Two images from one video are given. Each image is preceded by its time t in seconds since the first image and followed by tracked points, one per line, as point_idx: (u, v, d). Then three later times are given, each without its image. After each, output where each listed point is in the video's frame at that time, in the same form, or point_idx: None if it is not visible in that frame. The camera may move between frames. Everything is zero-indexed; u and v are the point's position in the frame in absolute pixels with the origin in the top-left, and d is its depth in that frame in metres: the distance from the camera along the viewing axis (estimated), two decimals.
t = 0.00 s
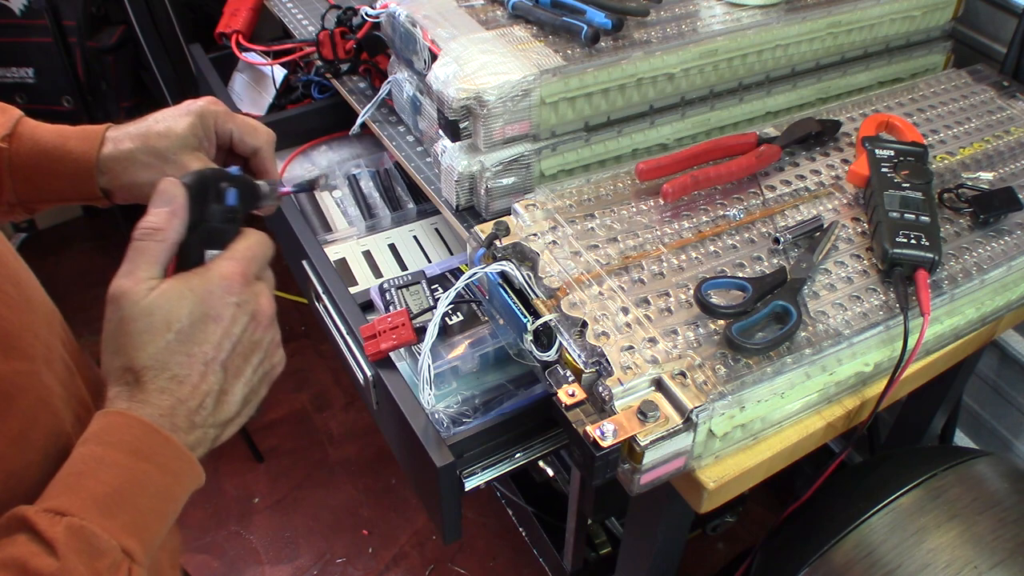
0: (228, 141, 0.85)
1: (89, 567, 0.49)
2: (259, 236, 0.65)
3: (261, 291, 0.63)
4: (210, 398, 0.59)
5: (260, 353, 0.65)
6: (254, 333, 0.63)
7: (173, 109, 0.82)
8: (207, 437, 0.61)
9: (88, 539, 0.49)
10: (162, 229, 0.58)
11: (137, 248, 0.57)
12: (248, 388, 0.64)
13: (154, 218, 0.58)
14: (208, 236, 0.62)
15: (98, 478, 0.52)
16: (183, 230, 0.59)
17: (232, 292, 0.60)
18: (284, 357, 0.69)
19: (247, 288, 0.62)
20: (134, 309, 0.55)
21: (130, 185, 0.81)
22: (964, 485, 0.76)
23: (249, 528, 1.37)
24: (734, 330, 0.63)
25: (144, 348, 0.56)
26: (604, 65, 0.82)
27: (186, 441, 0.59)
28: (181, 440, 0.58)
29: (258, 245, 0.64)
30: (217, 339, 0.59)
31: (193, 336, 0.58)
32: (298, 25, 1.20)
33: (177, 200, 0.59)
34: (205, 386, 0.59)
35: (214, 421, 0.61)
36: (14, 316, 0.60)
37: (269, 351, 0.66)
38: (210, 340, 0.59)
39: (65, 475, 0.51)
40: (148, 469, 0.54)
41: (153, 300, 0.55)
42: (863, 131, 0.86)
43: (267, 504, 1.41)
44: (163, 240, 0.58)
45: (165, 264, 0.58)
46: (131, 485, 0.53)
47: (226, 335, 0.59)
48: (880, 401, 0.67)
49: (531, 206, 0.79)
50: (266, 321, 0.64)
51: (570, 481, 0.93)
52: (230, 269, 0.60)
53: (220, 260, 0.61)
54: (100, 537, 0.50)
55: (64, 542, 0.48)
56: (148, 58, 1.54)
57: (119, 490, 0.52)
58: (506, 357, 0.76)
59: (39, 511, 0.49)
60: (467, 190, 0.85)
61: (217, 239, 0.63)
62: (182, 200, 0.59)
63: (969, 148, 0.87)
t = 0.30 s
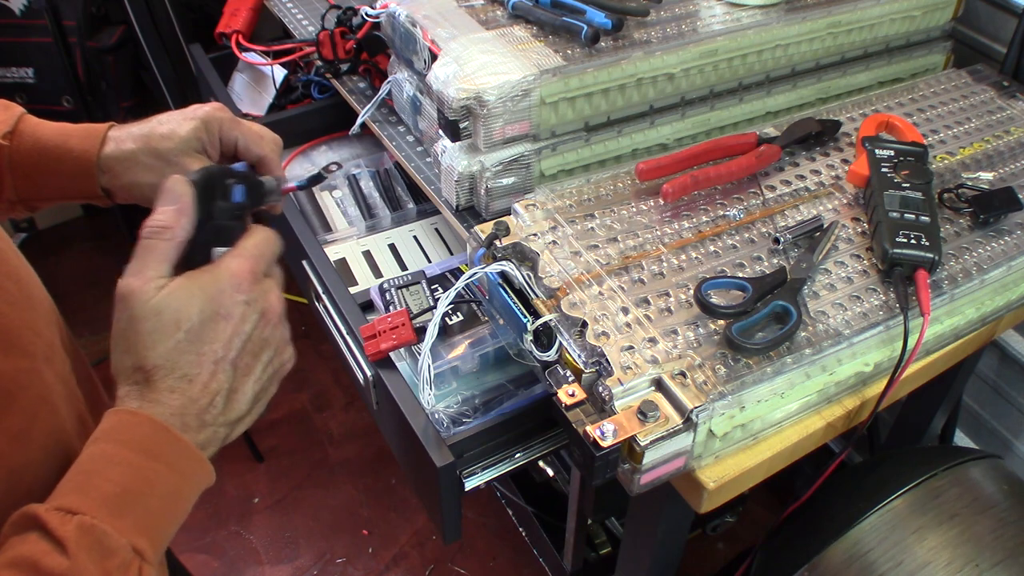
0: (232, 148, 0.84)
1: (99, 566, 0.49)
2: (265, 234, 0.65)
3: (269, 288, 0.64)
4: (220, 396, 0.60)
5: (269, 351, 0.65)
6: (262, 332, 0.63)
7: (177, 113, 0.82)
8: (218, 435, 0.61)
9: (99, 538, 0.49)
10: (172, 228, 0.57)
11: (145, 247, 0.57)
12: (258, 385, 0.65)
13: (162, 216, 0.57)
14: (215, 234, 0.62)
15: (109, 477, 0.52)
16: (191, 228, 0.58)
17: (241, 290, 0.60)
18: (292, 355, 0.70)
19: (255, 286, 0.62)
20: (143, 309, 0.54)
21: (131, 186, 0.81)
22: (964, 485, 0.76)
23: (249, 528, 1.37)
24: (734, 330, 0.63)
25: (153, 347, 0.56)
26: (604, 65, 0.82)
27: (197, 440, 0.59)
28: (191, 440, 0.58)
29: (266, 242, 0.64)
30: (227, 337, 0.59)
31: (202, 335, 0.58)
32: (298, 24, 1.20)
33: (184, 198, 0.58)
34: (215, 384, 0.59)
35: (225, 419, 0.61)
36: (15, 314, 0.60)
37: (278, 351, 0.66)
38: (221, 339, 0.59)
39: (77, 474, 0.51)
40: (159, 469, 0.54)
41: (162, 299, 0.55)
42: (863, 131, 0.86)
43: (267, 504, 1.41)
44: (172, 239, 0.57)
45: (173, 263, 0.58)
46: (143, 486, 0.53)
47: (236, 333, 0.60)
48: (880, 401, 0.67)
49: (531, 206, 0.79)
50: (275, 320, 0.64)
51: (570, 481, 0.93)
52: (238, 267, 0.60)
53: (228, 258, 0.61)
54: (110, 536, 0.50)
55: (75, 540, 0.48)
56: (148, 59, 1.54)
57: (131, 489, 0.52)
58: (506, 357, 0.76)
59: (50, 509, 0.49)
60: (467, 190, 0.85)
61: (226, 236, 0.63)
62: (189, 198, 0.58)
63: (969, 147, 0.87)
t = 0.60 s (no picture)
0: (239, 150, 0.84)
1: (141, 545, 0.48)
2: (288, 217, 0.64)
3: (297, 267, 0.63)
4: (256, 372, 0.58)
5: (298, 329, 0.64)
6: (290, 307, 0.62)
7: (183, 115, 0.82)
8: (253, 414, 0.60)
9: (139, 516, 0.48)
10: (201, 207, 0.57)
11: (177, 226, 0.57)
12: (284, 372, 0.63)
13: (192, 197, 0.57)
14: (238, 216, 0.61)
15: (148, 456, 0.50)
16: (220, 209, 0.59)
17: (272, 267, 0.60)
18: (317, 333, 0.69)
19: (285, 264, 0.61)
20: (177, 289, 0.54)
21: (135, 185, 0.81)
22: (964, 485, 0.76)
23: (249, 528, 1.37)
24: (734, 329, 0.63)
25: (190, 326, 0.55)
26: (604, 65, 0.82)
27: (235, 418, 0.58)
28: (228, 417, 0.57)
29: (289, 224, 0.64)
30: (259, 313, 0.59)
31: (237, 311, 0.57)
32: (298, 24, 1.20)
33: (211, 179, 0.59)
34: (251, 360, 0.58)
35: (259, 397, 0.60)
36: (26, 311, 0.59)
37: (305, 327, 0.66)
38: (255, 315, 0.58)
39: (115, 454, 0.50)
40: (197, 449, 0.53)
41: (195, 277, 0.54)
42: (863, 131, 0.86)
43: (266, 504, 1.41)
44: (202, 218, 0.57)
45: (204, 243, 0.57)
46: (181, 465, 0.52)
47: (269, 309, 0.59)
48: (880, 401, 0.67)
49: (531, 206, 0.79)
50: (303, 297, 0.64)
51: (570, 480, 0.93)
52: (267, 246, 0.60)
53: (255, 237, 0.60)
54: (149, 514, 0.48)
55: (116, 519, 0.47)
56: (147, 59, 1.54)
57: (170, 469, 0.51)
58: (506, 357, 0.76)
59: (90, 489, 0.48)
60: (467, 190, 0.85)
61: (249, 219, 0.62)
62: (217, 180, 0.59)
63: (969, 147, 0.87)
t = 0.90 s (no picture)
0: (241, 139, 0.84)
1: (163, 533, 0.47)
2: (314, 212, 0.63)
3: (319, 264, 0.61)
4: (273, 365, 0.56)
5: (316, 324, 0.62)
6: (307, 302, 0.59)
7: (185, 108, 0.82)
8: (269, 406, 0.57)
9: (162, 505, 0.47)
10: (229, 198, 0.56)
11: (202, 216, 0.55)
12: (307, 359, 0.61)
13: (219, 186, 0.56)
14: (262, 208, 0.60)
15: (168, 446, 0.49)
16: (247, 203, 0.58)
17: (294, 261, 0.58)
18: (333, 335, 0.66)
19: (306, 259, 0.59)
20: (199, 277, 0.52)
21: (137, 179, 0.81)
22: (965, 485, 0.76)
23: (249, 528, 1.37)
24: (735, 330, 0.63)
25: (211, 316, 0.52)
26: (604, 65, 0.82)
27: (252, 409, 0.55)
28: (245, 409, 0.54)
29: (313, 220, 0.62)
30: (279, 309, 0.56)
31: (258, 304, 0.55)
32: (298, 25, 1.20)
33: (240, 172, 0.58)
34: (270, 352, 0.55)
35: (275, 389, 0.57)
36: (35, 301, 0.59)
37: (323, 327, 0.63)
38: (275, 309, 0.56)
39: (135, 442, 0.49)
40: (217, 438, 0.51)
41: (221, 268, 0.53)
42: (863, 131, 0.86)
43: (266, 504, 1.41)
44: (229, 210, 0.56)
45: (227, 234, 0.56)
46: (202, 454, 0.50)
47: (289, 305, 0.57)
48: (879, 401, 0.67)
49: (531, 206, 0.79)
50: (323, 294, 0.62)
51: (570, 480, 0.93)
52: (290, 241, 0.58)
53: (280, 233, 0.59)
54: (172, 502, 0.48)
55: (140, 509, 0.46)
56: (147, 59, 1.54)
57: (191, 458, 0.50)
58: (506, 357, 0.76)
59: (111, 478, 0.47)
60: (467, 190, 0.85)
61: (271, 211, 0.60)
62: (246, 173, 0.59)
63: (969, 147, 0.87)
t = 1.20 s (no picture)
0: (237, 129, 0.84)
1: (171, 518, 0.47)
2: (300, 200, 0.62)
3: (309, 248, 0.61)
4: (272, 350, 0.56)
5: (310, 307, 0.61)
6: (300, 285, 0.59)
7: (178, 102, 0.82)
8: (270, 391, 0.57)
9: (170, 491, 0.47)
10: (217, 189, 0.55)
11: (193, 209, 0.54)
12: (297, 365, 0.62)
13: (208, 178, 0.55)
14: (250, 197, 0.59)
15: (173, 433, 0.49)
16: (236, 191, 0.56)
17: (283, 246, 0.57)
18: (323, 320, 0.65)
19: (297, 243, 0.59)
20: (196, 268, 0.51)
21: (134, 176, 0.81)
22: (964, 485, 0.76)
23: (248, 528, 1.37)
24: (734, 330, 0.63)
25: (209, 304, 0.52)
26: (604, 65, 0.82)
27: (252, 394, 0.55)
28: (247, 394, 0.54)
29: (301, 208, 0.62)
30: (275, 294, 0.56)
31: (254, 290, 0.55)
32: (298, 24, 1.20)
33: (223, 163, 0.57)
34: (268, 338, 0.55)
35: (275, 373, 0.57)
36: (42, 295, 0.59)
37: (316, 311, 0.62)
38: (270, 294, 0.56)
39: (138, 431, 0.49)
40: (219, 423, 0.51)
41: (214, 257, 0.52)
42: (863, 131, 0.86)
43: (266, 504, 1.41)
44: (219, 201, 0.55)
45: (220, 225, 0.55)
46: (207, 440, 0.50)
47: (284, 290, 0.57)
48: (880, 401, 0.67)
49: (531, 206, 0.79)
50: (315, 276, 0.61)
51: (570, 480, 0.93)
52: (279, 226, 0.58)
53: (267, 220, 0.58)
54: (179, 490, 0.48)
55: (148, 495, 0.46)
56: (148, 59, 1.54)
57: (196, 444, 0.50)
58: (506, 357, 0.76)
59: (119, 466, 0.47)
60: (467, 190, 0.85)
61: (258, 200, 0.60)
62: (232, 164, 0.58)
63: (969, 148, 0.87)
